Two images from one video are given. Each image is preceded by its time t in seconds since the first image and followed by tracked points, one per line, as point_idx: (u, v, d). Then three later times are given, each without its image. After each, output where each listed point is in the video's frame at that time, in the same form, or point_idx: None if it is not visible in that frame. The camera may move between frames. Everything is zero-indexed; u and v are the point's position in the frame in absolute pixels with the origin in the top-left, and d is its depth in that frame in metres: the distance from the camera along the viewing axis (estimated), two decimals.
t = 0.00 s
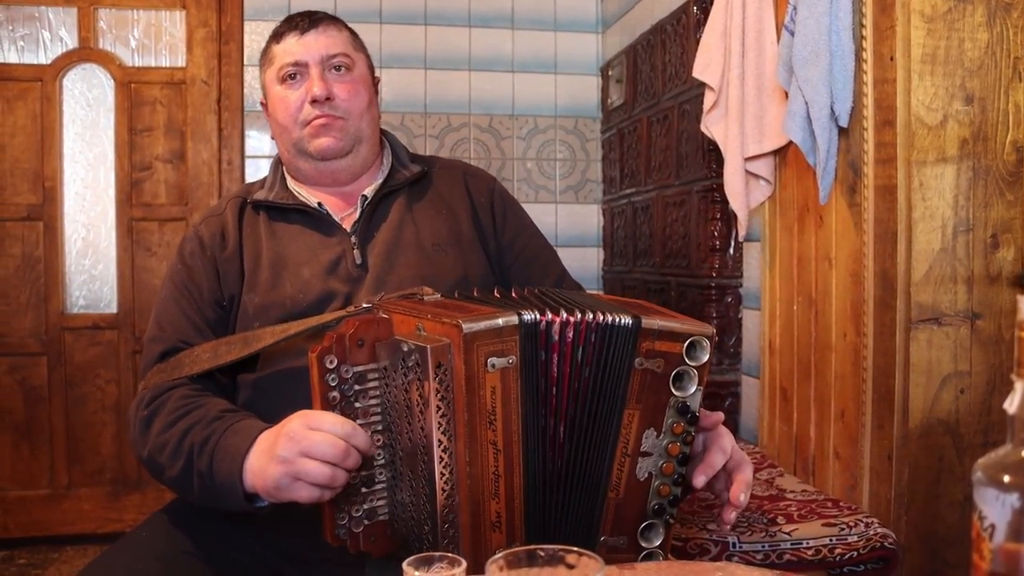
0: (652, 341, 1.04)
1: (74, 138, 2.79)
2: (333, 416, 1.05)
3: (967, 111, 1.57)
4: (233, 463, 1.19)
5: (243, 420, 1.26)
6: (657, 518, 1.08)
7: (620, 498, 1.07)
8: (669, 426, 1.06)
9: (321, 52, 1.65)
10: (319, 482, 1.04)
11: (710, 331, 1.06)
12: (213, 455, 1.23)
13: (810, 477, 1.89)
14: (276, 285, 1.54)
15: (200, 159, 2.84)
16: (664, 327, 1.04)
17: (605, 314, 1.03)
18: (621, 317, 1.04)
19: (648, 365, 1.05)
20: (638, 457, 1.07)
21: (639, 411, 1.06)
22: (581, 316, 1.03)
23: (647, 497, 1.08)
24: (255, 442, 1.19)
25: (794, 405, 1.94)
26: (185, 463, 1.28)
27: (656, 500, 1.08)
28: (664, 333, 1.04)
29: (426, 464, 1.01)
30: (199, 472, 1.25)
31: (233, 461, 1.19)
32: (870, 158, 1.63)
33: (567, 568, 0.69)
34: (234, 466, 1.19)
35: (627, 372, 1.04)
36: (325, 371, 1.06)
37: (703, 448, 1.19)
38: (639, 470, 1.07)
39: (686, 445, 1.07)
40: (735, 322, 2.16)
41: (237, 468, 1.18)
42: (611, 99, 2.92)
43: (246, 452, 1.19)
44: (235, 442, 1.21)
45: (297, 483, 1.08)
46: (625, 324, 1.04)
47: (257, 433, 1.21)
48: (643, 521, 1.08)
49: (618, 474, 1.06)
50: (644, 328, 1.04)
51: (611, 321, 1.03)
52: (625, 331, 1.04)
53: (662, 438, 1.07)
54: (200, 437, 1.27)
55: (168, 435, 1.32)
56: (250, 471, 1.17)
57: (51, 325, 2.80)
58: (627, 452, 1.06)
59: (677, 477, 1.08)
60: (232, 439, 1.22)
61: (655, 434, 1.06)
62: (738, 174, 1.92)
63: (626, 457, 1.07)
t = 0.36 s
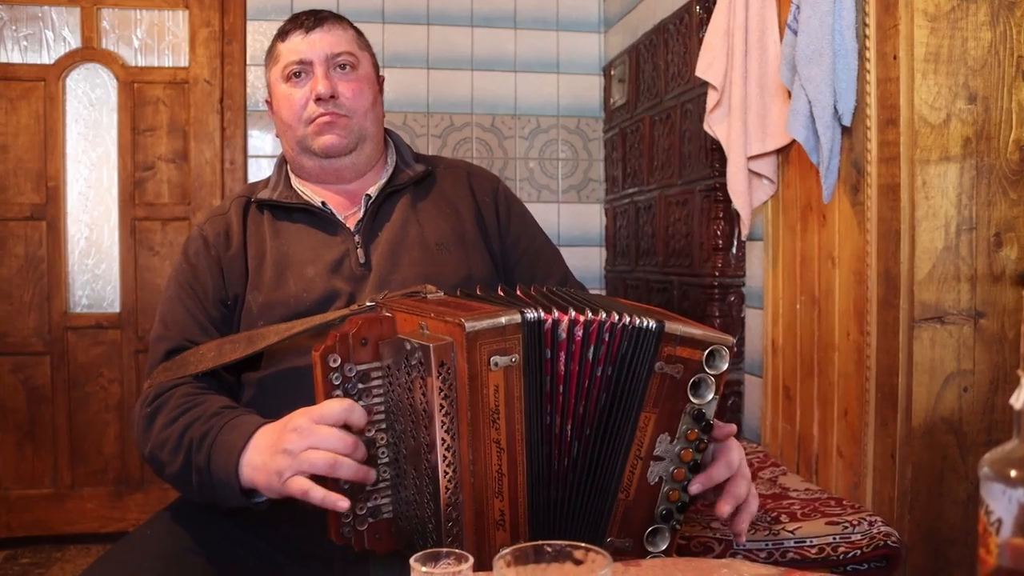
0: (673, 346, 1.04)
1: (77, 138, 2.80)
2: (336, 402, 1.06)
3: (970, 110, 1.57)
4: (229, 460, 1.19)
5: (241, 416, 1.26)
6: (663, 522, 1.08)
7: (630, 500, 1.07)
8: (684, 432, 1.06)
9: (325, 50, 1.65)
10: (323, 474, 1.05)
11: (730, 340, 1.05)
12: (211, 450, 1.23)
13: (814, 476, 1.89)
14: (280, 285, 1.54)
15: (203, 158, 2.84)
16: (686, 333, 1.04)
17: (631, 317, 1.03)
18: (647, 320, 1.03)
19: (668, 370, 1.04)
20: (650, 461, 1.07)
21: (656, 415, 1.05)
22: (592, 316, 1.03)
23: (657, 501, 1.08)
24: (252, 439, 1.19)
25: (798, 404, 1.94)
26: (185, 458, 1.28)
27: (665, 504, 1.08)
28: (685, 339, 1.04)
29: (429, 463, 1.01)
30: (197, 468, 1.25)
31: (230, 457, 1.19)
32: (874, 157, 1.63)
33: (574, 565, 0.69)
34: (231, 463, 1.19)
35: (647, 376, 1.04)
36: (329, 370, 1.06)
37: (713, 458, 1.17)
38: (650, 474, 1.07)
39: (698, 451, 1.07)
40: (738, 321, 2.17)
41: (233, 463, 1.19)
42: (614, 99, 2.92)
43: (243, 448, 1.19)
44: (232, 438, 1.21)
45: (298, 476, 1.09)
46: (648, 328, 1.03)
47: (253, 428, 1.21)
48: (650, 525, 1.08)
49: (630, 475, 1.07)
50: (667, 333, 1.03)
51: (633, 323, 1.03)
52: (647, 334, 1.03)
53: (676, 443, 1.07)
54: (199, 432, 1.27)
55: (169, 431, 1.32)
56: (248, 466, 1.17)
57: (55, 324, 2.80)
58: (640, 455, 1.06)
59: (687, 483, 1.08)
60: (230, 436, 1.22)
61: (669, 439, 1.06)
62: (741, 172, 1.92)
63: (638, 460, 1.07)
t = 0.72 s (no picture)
0: (698, 354, 1.06)
1: (80, 138, 2.80)
2: (350, 417, 1.07)
3: (974, 109, 1.58)
4: (239, 454, 1.20)
5: (250, 410, 1.27)
6: (672, 529, 1.10)
7: (642, 503, 1.09)
8: (701, 440, 1.08)
9: (342, 49, 1.66)
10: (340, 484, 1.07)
11: (752, 353, 1.07)
12: (220, 445, 1.24)
13: (817, 475, 1.89)
14: (289, 282, 1.55)
15: (206, 158, 2.84)
16: (711, 344, 1.06)
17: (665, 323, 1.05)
18: (674, 327, 1.05)
19: (690, 377, 1.06)
20: (665, 466, 1.08)
21: (674, 421, 1.07)
22: (605, 315, 1.05)
23: (667, 508, 1.10)
24: (262, 434, 1.21)
25: (801, 403, 1.95)
26: (194, 452, 1.29)
27: (675, 511, 1.10)
28: (709, 349, 1.06)
29: (437, 459, 1.01)
30: (207, 462, 1.26)
31: (240, 452, 1.21)
32: (877, 157, 1.64)
33: (583, 562, 0.69)
34: (240, 457, 1.20)
35: (671, 380, 1.06)
36: (338, 366, 1.07)
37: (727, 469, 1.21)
38: (663, 479, 1.09)
39: (713, 461, 1.09)
40: (742, 320, 2.17)
41: (244, 455, 1.20)
42: (616, 99, 2.93)
43: (253, 442, 1.20)
44: (242, 431, 1.23)
45: (315, 482, 1.10)
46: (677, 335, 1.05)
47: (262, 423, 1.23)
48: (658, 531, 1.10)
49: (645, 478, 1.08)
50: (693, 340, 1.05)
51: (665, 329, 1.05)
52: (675, 342, 1.05)
53: (692, 451, 1.09)
54: (207, 428, 1.28)
55: (178, 425, 1.33)
56: (259, 463, 1.19)
57: (58, 324, 2.80)
58: (655, 460, 1.08)
59: (699, 492, 1.10)
60: (239, 429, 1.23)
61: (685, 446, 1.08)
62: (744, 173, 1.92)
63: (654, 464, 1.08)
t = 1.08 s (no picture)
0: (723, 366, 1.08)
1: (81, 138, 2.80)
2: (353, 412, 1.08)
3: (977, 108, 1.57)
4: (248, 455, 1.20)
5: (258, 410, 1.27)
6: (683, 535, 1.12)
7: (655, 508, 1.10)
8: (718, 450, 1.10)
9: (368, 47, 1.66)
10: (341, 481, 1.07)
11: (773, 368, 1.10)
12: (228, 446, 1.24)
13: (819, 475, 1.89)
14: (298, 281, 1.55)
15: (208, 158, 2.84)
16: (736, 356, 1.08)
17: (691, 331, 1.07)
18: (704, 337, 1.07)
19: (714, 388, 1.08)
20: (681, 473, 1.10)
21: (694, 430, 1.10)
22: (619, 317, 1.05)
23: (679, 516, 1.11)
24: (270, 434, 1.21)
25: (803, 404, 1.95)
26: (201, 452, 1.29)
27: (687, 518, 1.11)
28: (734, 361, 1.08)
29: (443, 461, 1.01)
30: (214, 462, 1.26)
31: (248, 452, 1.20)
32: (880, 156, 1.64)
33: (588, 560, 0.69)
34: (249, 458, 1.20)
35: (694, 390, 1.08)
36: (344, 366, 1.08)
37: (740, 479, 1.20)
38: (679, 486, 1.11)
39: (728, 471, 1.11)
40: (744, 320, 2.17)
41: (252, 457, 1.20)
42: (618, 98, 2.92)
43: (261, 443, 1.20)
44: (251, 431, 1.23)
45: (321, 481, 1.11)
46: (704, 346, 1.07)
47: (271, 423, 1.22)
48: (669, 537, 1.12)
49: (660, 485, 1.10)
50: (720, 351, 1.08)
51: (692, 338, 1.07)
52: (701, 353, 1.07)
53: (708, 460, 1.11)
54: (216, 427, 1.28)
55: (185, 423, 1.33)
56: (267, 463, 1.19)
57: (59, 324, 2.80)
58: (672, 466, 1.10)
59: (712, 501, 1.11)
60: (248, 429, 1.23)
61: (702, 455, 1.10)
62: (746, 172, 1.92)
63: (671, 471, 1.10)
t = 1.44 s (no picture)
0: (697, 346, 1.07)
1: (84, 138, 2.81)
2: (367, 418, 1.08)
3: (980, 109, 1.58)
4: (257, 445, 1.21)
5: (269, 404, 1.28)
6: (682, 518, 1.12)
7: (650, 496, 1.10)
8: (704, 429, 1.10)
9: (375, 49, 1.67)
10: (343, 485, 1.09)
11: (751, 341, 1.09)
12: (238, 436, 1.24)
13: (822, 475, 1.90)
14: (307, 279, 1.55)
15: (211, 158, 2.85)
16: (710, 334, 1.07)
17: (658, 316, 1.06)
18: (672, 320, 1.06)
19: (691, 369, 1.07)
20: (671, 457, 1.10)
21: (678, 413, 1.09)
22: (618, 313, 1.06)
23: (676, 498, 1.11)
24: (280, 427, 1.21)
25: (806, 405, 1.95)
26: (210, 442, 1.30)
27: (683, 500, 1.11)
28: (709, 339, 1.07)
29: (454, 459, 1.03)
30: (222, 452, 1.27)
31: (258, 443, 1.21)
32: (883, 156, 1.64)
33: (597, 558, 0.70)
34: (258, 448, 1.21)
35: (671, 373, 1.07)
36: (355, 364, 1.09)
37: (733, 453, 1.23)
38: (671, 471, 1.10)
39: (718, 450, 1.11)
40: (747, 319, 2.17)
41: (261, 448, 1.20)
42: (620, 98, 2.93)
43: (273, 433, 1.21)
44: (262, 422, 1.23)
45: (318, 477, 1.12)
46: (675, 328, 1.06)
47: (284, 416, 1.23)
48: (668, 521, 1.12)
49: (651, 471, 1.10)
50: (692, 332, 1.07)
51: (658, 321, 1.06)
52: (673, 335, 1.06)
53: (696, 441, 1.10)
54: (226, 417, 1.29)
55: (192, 416, 1.33)
56: (276, 453, 1.19)
57: (63, 323, 2.81)
58: (661, 452, 1.10)
59: (706, 481, 1.11)
60: (259, 420, 1.24)
61: (689, 437, 1.10)
62: (750, 173, 1.93)
63: (660, 456, 1.10)
